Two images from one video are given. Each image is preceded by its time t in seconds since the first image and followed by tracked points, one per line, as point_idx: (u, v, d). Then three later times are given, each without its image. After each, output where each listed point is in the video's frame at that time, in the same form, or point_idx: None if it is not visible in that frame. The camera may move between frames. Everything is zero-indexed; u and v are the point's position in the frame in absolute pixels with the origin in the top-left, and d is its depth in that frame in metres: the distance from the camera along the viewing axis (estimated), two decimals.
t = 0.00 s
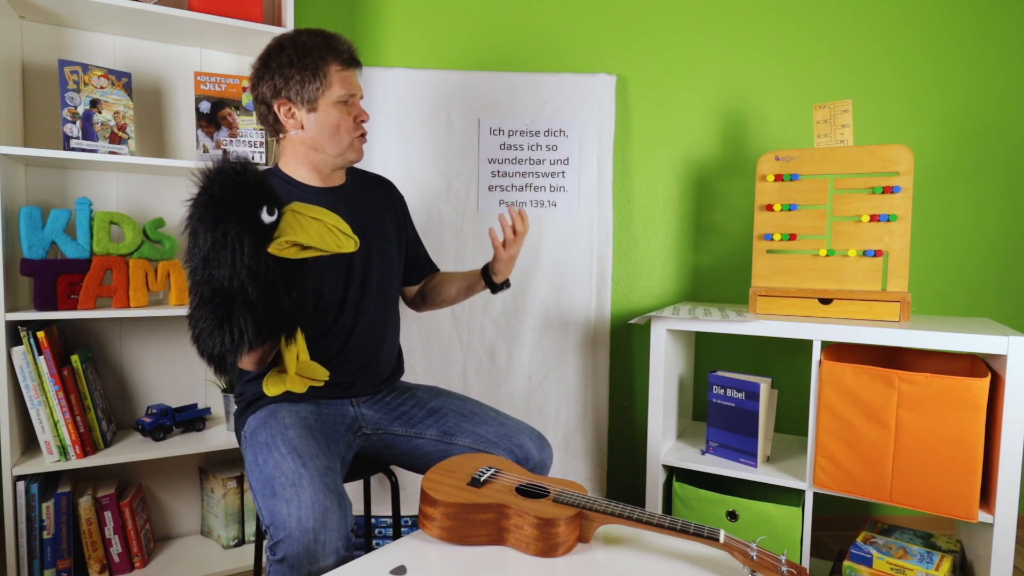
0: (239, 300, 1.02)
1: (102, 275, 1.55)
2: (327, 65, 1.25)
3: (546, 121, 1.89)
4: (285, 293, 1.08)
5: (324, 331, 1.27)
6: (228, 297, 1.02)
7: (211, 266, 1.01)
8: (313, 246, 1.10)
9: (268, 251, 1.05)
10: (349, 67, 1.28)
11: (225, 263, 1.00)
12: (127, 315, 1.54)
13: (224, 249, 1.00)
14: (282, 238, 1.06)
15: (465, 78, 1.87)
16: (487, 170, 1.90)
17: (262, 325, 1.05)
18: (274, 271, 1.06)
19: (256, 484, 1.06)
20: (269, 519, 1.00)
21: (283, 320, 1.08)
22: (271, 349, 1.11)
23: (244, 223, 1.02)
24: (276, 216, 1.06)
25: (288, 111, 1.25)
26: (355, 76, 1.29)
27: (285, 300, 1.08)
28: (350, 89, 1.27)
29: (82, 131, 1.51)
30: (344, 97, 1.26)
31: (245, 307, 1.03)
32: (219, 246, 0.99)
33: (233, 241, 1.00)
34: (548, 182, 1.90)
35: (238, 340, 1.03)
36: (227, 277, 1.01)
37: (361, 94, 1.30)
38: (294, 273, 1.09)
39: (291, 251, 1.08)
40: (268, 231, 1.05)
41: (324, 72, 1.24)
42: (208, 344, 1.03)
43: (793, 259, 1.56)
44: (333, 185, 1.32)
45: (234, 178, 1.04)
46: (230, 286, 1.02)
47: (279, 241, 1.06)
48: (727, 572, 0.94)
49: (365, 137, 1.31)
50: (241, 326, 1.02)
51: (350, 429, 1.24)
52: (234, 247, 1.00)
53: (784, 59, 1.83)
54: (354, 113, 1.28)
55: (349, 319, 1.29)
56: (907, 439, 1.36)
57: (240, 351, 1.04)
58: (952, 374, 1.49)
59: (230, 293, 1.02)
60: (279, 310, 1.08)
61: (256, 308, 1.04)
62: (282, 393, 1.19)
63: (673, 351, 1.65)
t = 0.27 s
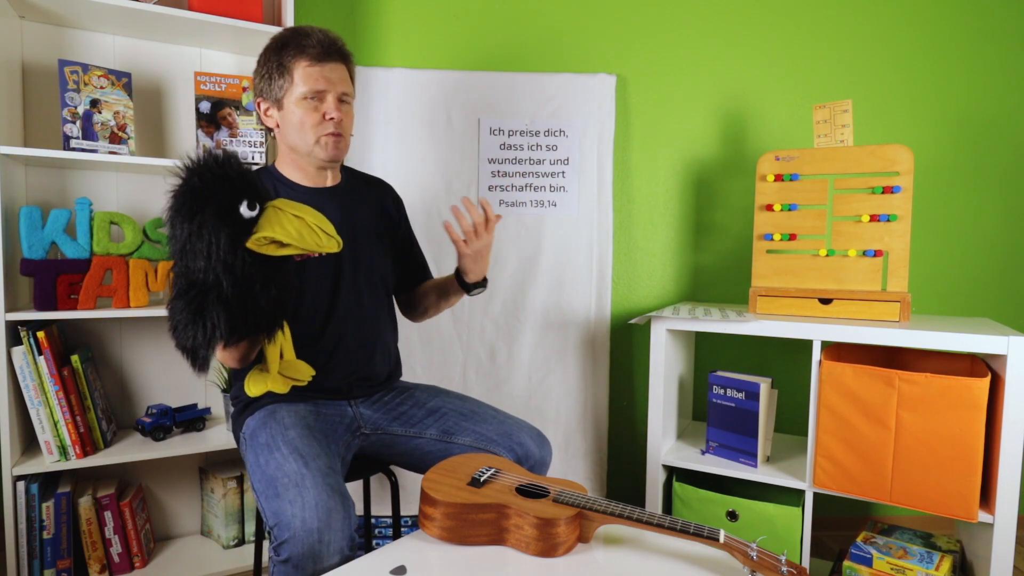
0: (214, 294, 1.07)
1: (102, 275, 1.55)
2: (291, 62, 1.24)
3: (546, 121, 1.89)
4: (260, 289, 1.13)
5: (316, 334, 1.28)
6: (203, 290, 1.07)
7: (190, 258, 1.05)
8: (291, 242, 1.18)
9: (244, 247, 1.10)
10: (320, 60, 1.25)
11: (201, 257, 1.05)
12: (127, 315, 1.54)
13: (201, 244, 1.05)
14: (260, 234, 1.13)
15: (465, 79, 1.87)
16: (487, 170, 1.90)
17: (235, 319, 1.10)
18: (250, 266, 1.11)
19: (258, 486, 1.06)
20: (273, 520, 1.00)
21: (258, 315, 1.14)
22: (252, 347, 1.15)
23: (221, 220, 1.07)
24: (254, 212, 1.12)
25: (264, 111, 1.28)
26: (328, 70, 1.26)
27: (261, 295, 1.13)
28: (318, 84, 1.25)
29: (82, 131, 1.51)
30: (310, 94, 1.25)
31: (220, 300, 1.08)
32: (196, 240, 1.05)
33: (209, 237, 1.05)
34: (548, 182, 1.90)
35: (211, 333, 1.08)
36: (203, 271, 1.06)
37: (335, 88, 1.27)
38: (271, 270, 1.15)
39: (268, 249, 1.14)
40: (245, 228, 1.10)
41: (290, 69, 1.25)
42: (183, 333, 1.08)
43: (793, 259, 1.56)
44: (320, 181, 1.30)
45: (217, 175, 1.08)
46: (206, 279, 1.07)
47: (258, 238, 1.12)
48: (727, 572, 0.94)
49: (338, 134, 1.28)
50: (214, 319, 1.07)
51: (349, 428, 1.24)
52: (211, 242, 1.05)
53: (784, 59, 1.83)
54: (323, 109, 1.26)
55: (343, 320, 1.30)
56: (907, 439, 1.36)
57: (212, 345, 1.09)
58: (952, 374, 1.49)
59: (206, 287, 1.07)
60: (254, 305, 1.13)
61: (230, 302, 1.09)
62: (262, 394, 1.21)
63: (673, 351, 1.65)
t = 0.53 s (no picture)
0: (185, 271, 1.00)
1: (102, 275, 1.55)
2: (312, 64, 1.29)
3: (546, 121, 1.89)
4: (234, 274, 1.03)
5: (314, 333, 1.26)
6: (176, 266, 1.01)
7: (165, 234, 1.00)
8: (267, 233, 1.05)
9: (220, 228, 1.02)
10: (338, 63, 1.29)
11: (174, 230, 0.99)
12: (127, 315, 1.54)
13: (176, 217, 0.99)
14: (237, 218, 1.03)
15: (464, 78, 1.87)
16: (487, 170, 1.90)
17: (204, 302, 1.01)
18: (226, 248, 1.02)
19: (256, 479, 1.06)
20: (272, 511, 1.00)
21: (230, 301, 1.04)
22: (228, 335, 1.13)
23: (198, 194, 1.00)
24: (238, 195, 1.04)
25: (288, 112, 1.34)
26: (344, 73, 1.28)
27: (234, 281, 1.04)
28: (331, 85, 1.27)
29: (82, 131, 1.51)
30: (321, 92, 1.27)
31: (190, 279, 1.00)
32: (171, 212, 0.99)
33: (184, 210, 0.98)
34: (548, 182, 1.90)
35: (177, 311, 1.01)
36: (177, 245, 0.99)
37: (348, 90, 1.28)
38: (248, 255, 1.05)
39: (244, 234, 1.05)
40: (223, 207, 1.02)
41: (310, 70, 1.29)
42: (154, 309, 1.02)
43: (793, 260, 1.56)
44: (325, 181, 1.30)
45: (201, 151, 1.03)
46: (179, 255, 1.00)
47: (233, 220, 1.03)
48: (727, 572, 0.94)
49: (342, 133, 1.25)
50: (180, 297, 0.99)
51: (347, 427, 1.24)
52: (185, 216, 0.99)
53: (784, 59, 1.83)
54: (331, 108, 1.26)
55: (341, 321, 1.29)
56: (907, 439, 1.36)
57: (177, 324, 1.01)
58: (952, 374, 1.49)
59: (179, 263, 1.00)
60: (227, 290, 1.04)
61: (202, 283, 1.01)
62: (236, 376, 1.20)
63: (673, 351, 1.65)
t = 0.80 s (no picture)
0: (189, 269, 1.00)
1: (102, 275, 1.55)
2: (329, 69, 1.28)
3: (546, 121, 1.89)
4: (236, 276, 1.01)
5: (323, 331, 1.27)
6: (182, 263, 1.00)
7: (173, 233, 1.00)
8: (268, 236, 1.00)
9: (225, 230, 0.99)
10: (352, 68, 1.26)
11: (180, 228, 0.97)
12: (127, 314, 1.54)
13: (182, 214, 0.97)
14: (240, 220, 0.99)
15: (465, 78, 1.87)
16: (487, 170, 1.90)
17: (205, 299, 1.01)
18: (229, 251, 0.99)
19: (249, 455, 1.06)
20: (262, 484, 1.00)
21: (230, 302, 1.03)
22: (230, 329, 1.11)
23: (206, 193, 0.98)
24: (245, 198, 1.01)
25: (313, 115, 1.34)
26: (357, 77, 1.26)
27: (235, 283, 1.01)
28: (345, 90, 1.25)
29: (82, 131, 1.51)
30: (336, 97, 1.25)
31: (193, 276, 0.99)
32: (177, 209, 0.97)
33: (189, 208, 0.97)
34: (548, 182, 1.90)
35: (179, 305, 1.01)
36: (182, 242, 0.98)
37: (361, 95, 1.25)
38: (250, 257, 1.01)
39: (247, 236, 1.01)
40: (229, 209, 0.99)
41: (328, 75, 1.28)
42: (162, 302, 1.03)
43: (794, 260, 1.56)
44: (341, 184, 1.30)
45: (209, 151, 1.01)
46: (185, 253, 0.99)
47: (235, 222, 0.99)
48: (727, 572, 0.94)
49: (352, 140, 1.22)
50: (182, 293, 0.99)
51: (344, 422, 1.25)
52: (190, 214, 0.97)
53: (784, 59, 1.84)
54: (344, 113, 1.24)
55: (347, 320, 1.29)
56: (907, 439, 1.36)
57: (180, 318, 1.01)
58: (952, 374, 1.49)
59: (184, 260, 1.00)
60: (228, 291, 1.02)
61: (203, 283, 1.00)
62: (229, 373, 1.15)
63: (673, 351, 1.65)
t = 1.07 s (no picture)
0: (189, 265, 1.00)
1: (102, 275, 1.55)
2: (324, 75, 1.28)
3: (546, 121, 1.89)
4: (233, 273, 1.00)
5: (330, 328, 1.27)
6: (184, 259, 1.01)
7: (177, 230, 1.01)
8: (266, 232, 0.99)
9: (223, 226, 0.99)
10: (341, 75, 1.25)
11: (181, 224, 0.98)
12: (127, 314, 1.54)
13: (183, 211, 0.98)
14: (238, 216, 0.99)
15: (464, 78, 1.87)
16: (487, 169, 1.90)
17: (204, 296, 1.01)
18: (226, 246, 0.99)
19: (249, 454, 1.07)
20: (261, 484, 1.01)
21: (228, 299, 1.02)
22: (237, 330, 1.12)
23: (205, 189, 0.99)
24: (243, 195, 1.02)
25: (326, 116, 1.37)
26: (345, 85, 1.25)
27: (232, 280, 1.00)
28: (335, 98, 1.25)
29: (82, 131, 1.51)
30: (329, 106, 1.26)
31: (192, 272, 1.00)
32: (179, 205, 0.99)
33: (189, 204, 0.98)
34: (548, 182, 1.90)
35: (179, 301, 1.01)
36: (183, 239, 0.99)
37: (350, 104, 1.25)
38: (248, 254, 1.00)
39: (245, 233, 1.00)
40: (228, 204, 0.99)
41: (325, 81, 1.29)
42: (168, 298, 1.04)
43: (793, 260, 1.56)
44: (347, 187, 1.31)
45: (211, 149, 1.02)
46: (186, 249, 1.00)
47: (233, 217, 0.99)
48: (727, 572, 0.94)
49: (342, 150, 1.25)
50: (181, 289, 0.99)
51: (346, 421, 1.24)
52: (190, 209, 0.98)
53: (784, 59, 1.83)
54: (336, 122, 1.25)
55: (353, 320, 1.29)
56: (907, 439, 1.36)
57: (180, 314, 1.01)
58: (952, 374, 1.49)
59: (185, 257, 1.00)
60: (227, 288, 1.01)
61: (203, 278, 1.00)
62: (254, 377, 1.23)
63: (673, 351, 1.65)
